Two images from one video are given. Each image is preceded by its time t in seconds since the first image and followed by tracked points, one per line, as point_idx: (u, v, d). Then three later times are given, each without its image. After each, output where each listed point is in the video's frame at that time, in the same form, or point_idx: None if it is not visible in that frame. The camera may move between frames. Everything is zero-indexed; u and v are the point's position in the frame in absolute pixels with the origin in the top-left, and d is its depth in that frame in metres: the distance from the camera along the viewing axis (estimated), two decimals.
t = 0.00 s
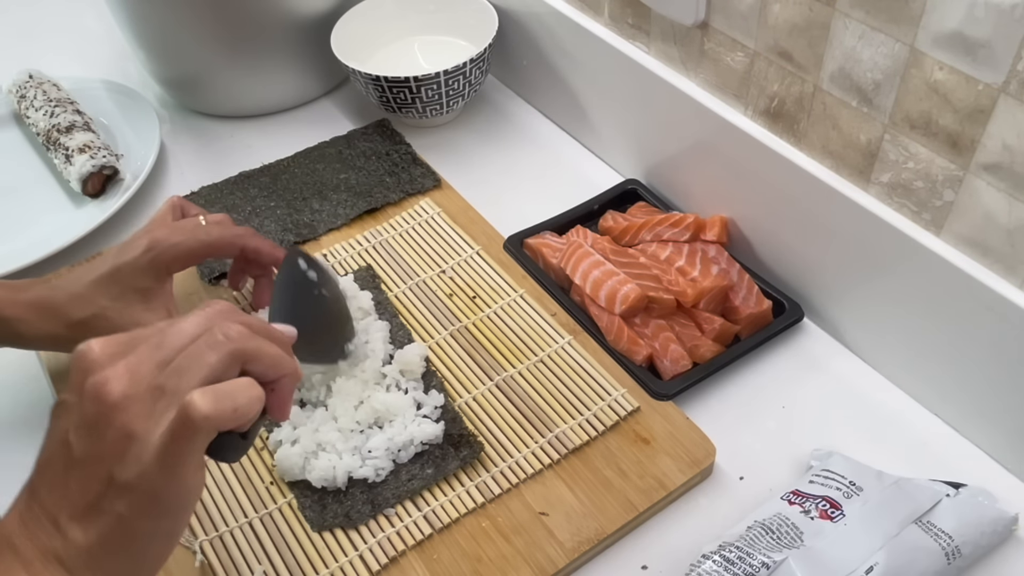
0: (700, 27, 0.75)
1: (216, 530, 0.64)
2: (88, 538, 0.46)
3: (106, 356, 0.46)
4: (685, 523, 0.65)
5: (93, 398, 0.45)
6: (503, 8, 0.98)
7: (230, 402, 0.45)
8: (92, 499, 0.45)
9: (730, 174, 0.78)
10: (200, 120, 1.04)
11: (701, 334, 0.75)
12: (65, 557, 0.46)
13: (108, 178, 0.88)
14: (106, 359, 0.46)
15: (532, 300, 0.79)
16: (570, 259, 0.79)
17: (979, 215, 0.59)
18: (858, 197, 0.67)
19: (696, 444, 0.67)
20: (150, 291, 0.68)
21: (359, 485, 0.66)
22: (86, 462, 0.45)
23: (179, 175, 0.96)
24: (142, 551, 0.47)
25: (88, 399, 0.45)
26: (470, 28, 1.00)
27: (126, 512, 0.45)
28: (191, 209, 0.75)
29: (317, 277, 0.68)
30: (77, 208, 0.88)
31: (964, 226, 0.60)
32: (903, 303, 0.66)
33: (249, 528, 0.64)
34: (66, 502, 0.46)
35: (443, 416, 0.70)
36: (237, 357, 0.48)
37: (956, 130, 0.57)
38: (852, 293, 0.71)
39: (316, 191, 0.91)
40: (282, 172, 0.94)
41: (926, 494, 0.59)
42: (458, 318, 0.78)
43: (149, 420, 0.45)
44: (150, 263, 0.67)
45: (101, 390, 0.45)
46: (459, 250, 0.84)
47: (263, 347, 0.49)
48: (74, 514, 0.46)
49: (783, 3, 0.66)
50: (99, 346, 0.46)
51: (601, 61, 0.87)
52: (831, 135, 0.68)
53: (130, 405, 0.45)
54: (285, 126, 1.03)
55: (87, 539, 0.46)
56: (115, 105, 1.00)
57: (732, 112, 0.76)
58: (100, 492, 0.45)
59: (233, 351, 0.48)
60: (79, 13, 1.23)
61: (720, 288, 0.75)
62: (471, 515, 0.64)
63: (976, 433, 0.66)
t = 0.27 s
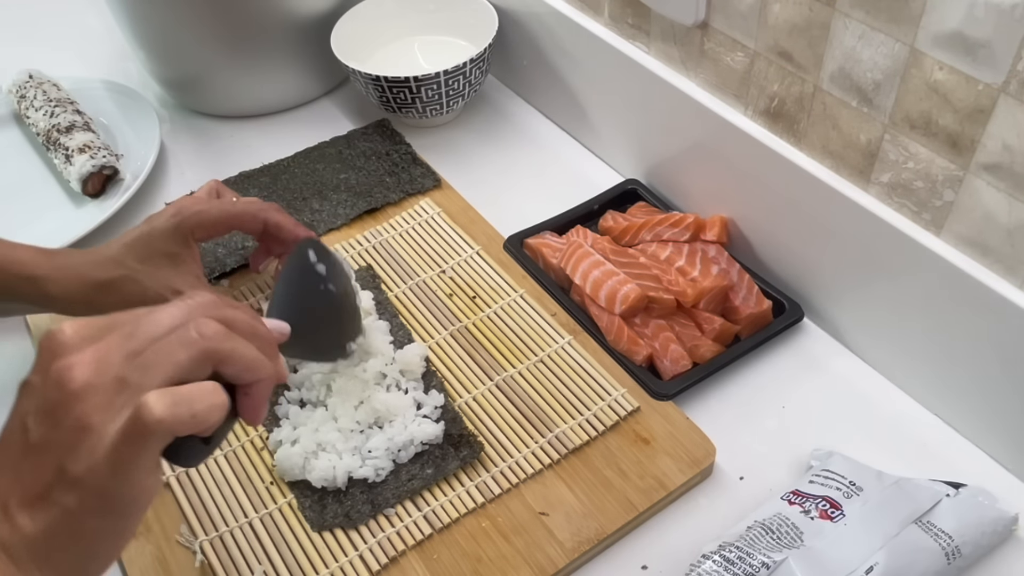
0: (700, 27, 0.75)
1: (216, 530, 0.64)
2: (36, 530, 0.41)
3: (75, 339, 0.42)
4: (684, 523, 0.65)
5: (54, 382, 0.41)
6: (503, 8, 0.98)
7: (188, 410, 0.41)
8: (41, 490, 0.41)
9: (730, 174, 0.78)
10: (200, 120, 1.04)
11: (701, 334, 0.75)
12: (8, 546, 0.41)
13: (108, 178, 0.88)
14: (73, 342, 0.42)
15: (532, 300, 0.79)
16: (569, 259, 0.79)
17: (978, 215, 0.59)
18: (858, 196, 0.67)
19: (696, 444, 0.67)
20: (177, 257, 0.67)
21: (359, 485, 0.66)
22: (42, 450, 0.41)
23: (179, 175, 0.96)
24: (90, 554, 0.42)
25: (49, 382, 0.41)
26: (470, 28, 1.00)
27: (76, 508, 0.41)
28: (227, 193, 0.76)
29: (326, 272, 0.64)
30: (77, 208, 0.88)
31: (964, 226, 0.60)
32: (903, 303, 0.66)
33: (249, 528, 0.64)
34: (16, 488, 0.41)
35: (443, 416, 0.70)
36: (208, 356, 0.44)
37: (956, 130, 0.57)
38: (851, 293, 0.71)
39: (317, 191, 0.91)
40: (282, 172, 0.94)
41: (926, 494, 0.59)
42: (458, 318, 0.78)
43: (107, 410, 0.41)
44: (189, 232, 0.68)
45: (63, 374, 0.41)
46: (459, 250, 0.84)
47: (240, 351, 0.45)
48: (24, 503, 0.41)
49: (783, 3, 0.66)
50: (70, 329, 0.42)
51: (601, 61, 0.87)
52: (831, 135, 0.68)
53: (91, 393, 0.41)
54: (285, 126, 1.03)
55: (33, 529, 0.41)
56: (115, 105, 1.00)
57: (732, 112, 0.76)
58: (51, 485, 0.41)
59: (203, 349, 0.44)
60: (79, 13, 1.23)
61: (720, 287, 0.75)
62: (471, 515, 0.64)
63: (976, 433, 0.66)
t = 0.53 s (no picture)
0: (700, 27, 0.75)
1: (216, 531, 0.64)
2: None
3: (61, 351, 0.42)
4: (684, 523, 0.65)
5: (32, 398, 0.41)
6: (503, 8, 0.98)
7: (167, 459, 0.41)
8: None
9: (730, 174, 0.78)
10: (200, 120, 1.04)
11: (701, 334, 0.75)
12: None
13: (107, 178, 0.88)
14: (58, 356, 0.42)
15: (532, 300, 0.79)
16: (569, 259, 0.79)
17: (979, 215, 0.59)
18: (858, 196, 0.67)
19: (695, 444, 0.67)
20: (196, 239, 0.73)
21: (359, 486, 0.66)
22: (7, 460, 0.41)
23: (179, 175, 0.97)
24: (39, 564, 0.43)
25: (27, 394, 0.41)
26: (470, 28, 1.00)
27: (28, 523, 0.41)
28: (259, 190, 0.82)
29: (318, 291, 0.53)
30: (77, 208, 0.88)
31: (964, 226, 0.60)
32: (903, 303, 0.66)
33: (249, 528, 0.64)
34: None
35: (443, 416, 0.70)
36: (192, 400, 0.43)
37: (956, 130, 0.57)
38: (851, 293, 0.71)
39: (317, 191, 0.91)
40: (282, 172, 0.94)
41: (926, 494, 0.59)
42: (458, 318, 0.78)
43: (81, 439, 0.41)
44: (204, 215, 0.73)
45: (45, 393, 0.41)
46: (460, 250, 0.84)
47: (222, 396, 0.45)
48: None
49: (782, 3, 0.66)
50: (55, 342, 0.42)
51: (601, 61, 0.87)
52: (831, 135, 0.68)
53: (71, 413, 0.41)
54: (285, 126, 1.03)
55: None
56: (115, 105, 1.00)
57: (732, 112, 0.76)
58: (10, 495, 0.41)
59: (188, 394, 0.43)
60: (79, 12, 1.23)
61: (720, 287, 0.74)
62: (471, 515, 0.64)
63: (976, 433, 0.66)
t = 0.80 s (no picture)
0: (700, 27, 0.75)
1: (216, 532, 0.64)
2: None
3: (69, 386, 0.41)
4: (685, 523, 0.65)
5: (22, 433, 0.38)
6: (503, 8, 0.98)
7: (144, 546, 0.39)
8: None
9: (730, 174, 0.78)
10: (200, 120, 1.04)
11: (701, 334, 0.75)
12: None
13: (108, 178, 0.88)
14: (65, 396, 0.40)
15: (533, 300, 0.79)
16: (570, 259, 0.79)
17: (979, 215, 0.59)
18: (858, 196, 0.67)
19: (696, 443, 0.67)
20: (200, 216, 0.73)
21: (360, 486, 0.66)
22: None
23: (179, 175, 0.97)
24: None
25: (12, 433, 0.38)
26: (470, 28, 1.00)
27: None
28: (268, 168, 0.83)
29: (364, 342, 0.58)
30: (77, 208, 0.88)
31: (964, 227, 0.60)
32: (903, 303, 0.66)
33: (250, 528, 0.64)
34: None
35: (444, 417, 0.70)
36: (184, 478, 0.41)
37: (956, 130, 0.57)
38: (851, 294, 0.71)
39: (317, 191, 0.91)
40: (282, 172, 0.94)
41: (926, 494, 0.59)
42: (458, 318, 0.78)
43: (57, 496, 0.38)
44: (206, 193, 0.73)
45: (35, 435, 0.38)
46: (460, 251, 0.84)
47: (213, 478, 0.42)
48: None
49: (783, 3, 0.66)
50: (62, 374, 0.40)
51: (601, 61, 0.87)
52: (831, 134, 0.68)
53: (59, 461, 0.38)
54: (285, 126, 1.03)
55: None
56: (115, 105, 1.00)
57: (732, 112, 0.76)
58: None
59: (182, 471, 0.40)
60: (79, 12, 1.23)
61: (720, 287, 0.75)
62: (471, 516, 0.64)
63: (976, 433, 0.66)
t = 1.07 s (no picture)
0: (700, 27, 0.75)
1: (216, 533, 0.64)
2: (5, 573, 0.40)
3: (136, 411, 0.42)
4: (685, 523, 0.65)
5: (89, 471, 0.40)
6: (503, 8, 0.98)
7: None
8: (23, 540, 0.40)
9: (730, 174, 0.78)
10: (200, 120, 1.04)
11: (702, 335, 0.75)
12: None
13: (108, 178, 0.88)
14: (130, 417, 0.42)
15: (533, 301, 0.79)
16: (570, 259, 0.79)
17: (979, 215, 0.59)
18: (858, 197, 0.67)
19: (696, 444, 0.67)
20: (206, 220, 0.69)
21: (360, 488, 0.66)
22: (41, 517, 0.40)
23: (179, 175, 0.96)
24: None
25: (83, 463, 0.40)
26: (471, 28, 1.00)
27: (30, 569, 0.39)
28: (281, 158, 0.81)
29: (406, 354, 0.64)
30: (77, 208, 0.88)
31: (964, 227, 0.60)
32: (903, 303, 0.66)
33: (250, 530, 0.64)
34: None
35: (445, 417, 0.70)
36: (250, 521, 0.42)
37: (956, 130, 0.57)
38: (851, 294, 0.71)
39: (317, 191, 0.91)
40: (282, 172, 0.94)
41: (926, 494, 0.59)
42: (458, 319, 0.78)
43: (118, 531, 0.40)
44: (212, 197, 0.69)
45: (103, 466, 0.40)
46: (460, 251, 0.84)
47: (274, 521, 0.44)
48: None
49: (783, 3, 0.66)
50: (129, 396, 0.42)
51: (601, 61, 0.87)
52: (831, 135, 0.68)
53: (127, 495, 0.40)
54: (285, 126, 1.03)
55: None
56: (115, 105, 1.00)
57: (732, 112, 0.76)
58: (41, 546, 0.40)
59: (249, 513, 0.42)
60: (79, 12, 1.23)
61: (720, 288, 0.75)
62: (472, 517, 0.64)
63: (976, 433, 0.66)
